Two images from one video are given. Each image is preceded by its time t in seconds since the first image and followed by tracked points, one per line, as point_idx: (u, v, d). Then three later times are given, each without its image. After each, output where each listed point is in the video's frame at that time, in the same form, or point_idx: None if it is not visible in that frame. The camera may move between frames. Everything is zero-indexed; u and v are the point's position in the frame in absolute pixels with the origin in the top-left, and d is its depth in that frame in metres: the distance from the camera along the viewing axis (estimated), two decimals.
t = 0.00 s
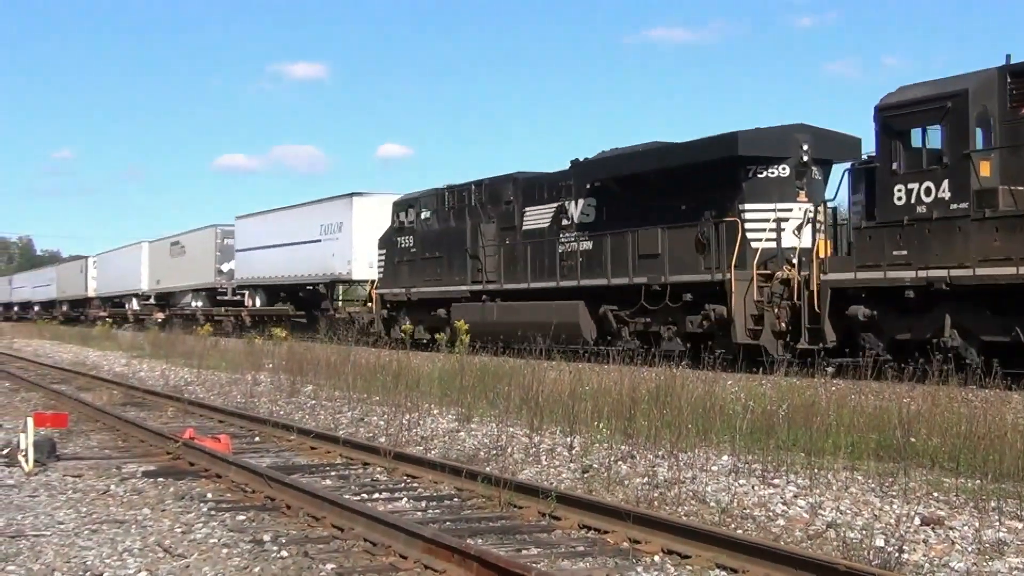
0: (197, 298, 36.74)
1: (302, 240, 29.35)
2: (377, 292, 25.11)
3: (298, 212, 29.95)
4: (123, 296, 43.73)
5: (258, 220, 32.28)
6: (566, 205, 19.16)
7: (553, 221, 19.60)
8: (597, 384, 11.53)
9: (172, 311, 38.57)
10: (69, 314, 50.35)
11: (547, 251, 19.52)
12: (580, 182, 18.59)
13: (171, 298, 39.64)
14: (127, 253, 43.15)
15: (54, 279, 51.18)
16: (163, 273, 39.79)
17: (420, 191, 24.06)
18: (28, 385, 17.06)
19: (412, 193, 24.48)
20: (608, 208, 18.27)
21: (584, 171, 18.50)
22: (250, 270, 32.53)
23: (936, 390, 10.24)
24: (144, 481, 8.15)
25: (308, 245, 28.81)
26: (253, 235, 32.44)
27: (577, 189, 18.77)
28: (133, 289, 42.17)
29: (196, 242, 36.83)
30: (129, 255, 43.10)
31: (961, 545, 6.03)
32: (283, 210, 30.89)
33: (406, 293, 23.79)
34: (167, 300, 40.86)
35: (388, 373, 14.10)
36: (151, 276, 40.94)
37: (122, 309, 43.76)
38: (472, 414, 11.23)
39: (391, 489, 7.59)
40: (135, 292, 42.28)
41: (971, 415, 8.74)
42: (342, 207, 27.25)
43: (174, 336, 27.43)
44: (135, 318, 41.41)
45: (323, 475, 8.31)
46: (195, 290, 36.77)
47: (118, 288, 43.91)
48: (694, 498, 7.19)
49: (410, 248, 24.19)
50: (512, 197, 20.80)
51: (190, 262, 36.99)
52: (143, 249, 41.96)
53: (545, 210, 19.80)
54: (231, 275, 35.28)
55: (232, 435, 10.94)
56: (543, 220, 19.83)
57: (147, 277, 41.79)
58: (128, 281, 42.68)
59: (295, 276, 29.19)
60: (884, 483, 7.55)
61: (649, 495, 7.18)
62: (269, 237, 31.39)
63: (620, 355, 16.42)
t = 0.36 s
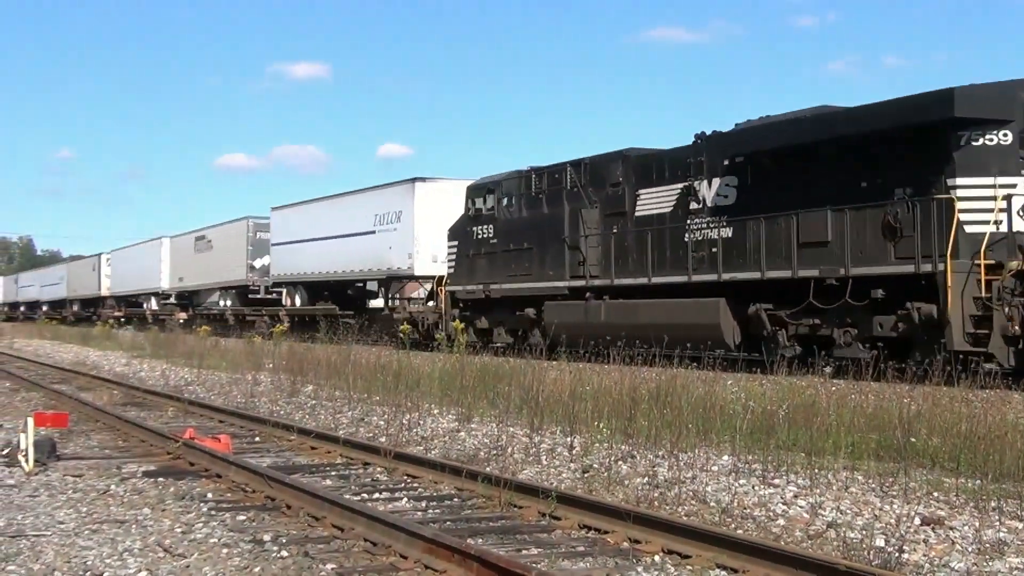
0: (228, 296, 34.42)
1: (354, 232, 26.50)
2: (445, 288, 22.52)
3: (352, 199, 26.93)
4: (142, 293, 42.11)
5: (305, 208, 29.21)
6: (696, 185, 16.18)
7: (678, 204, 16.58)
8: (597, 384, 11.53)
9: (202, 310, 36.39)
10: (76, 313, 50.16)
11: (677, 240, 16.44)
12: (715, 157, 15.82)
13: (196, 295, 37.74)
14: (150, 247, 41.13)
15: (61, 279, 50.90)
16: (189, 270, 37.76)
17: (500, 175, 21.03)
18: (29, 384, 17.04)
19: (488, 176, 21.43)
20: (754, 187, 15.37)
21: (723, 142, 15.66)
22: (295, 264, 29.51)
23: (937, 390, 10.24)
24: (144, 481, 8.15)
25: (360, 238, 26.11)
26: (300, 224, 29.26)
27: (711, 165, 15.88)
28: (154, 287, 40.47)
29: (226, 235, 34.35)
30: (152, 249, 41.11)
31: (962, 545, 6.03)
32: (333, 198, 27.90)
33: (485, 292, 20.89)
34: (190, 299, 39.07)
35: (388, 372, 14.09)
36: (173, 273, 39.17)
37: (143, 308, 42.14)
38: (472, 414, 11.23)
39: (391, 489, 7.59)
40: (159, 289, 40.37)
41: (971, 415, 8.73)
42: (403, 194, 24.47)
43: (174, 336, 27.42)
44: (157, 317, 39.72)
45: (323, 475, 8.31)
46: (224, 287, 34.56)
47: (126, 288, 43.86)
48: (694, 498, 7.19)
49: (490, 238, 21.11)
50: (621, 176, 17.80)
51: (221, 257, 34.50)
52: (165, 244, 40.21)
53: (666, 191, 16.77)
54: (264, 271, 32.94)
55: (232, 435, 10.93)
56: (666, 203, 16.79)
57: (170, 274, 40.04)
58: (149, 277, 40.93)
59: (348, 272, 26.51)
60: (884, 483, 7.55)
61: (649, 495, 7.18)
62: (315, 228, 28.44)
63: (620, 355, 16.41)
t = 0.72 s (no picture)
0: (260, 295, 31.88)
1: (420, 221, 23.58)
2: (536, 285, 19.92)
3: (416, 184, 23.94)
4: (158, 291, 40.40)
5: (357, 195, 26.33)
6: (881, 156, 13.49)
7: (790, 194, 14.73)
8: (597, 384, 11.53)
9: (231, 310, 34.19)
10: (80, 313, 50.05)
11: (855, 224, 13.70)
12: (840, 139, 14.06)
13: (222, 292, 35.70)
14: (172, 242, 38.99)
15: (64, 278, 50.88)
16: (215, 267, 35.70)
17: (607, 152, 18.14)
18: (29, 384, 17.03)
19: (591, 152, 18.51)
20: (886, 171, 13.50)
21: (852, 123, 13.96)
22: (346, 257, 26.59)
23: (937, 390, 10.23)
24: (144, 481, 8.15)
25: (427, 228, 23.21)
26: (355, 215, 26.32)
27: (906, 132, 13.27)
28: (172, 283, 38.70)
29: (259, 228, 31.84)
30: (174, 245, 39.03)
31: (962, 545, 6.03)
32: (390, 184, 24.96)
33: (588, 289, 18.15)
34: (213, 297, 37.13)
35: (388, 372, 14.09)
36: (195, 270, 37.27)
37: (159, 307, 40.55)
38: (472, 414, 11.24)
39: (391, 489, 7.59)
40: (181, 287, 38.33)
41: (971, 415, 8.74)
42: (479, 176, 21.46)
43: (174, 336, 27.40)
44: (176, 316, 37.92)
45: (324, 475, 8.31)
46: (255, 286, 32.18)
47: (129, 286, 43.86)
48: (694, 498, 7.19)
49: (597, 225, 18.25)
50: (773, 148, 15.04)
51: (253, 252, 31.94)
52: (188, 238, 38.30)
53: (843, 164, 14.02)
54: (302, 267, 30.46)
55: (232, 435, 10.93)
56: (839, 179, 14.08)
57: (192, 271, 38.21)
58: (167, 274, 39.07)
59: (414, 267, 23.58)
60: (884, 483, 7.55)
61: (649, 495, 7.18)
62: (371, 219, 25.52)
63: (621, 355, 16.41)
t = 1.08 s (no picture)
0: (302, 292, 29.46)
1: (505, 206, 20.66)
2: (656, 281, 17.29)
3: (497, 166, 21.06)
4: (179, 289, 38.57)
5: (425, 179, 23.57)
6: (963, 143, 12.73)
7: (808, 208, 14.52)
8: (598, 384, 11.52)
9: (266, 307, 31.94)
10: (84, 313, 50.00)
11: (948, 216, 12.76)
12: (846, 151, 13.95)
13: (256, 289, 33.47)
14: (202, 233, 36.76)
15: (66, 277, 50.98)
16: (247, 263, 33.49)
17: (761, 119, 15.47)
18: (30, 384, 17.02)
19: (738, 121, 15.90)
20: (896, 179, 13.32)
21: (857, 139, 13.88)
22: (411, 248, 23.85)
23: (938, 390, 10.22)
24: (146, 481, 8.15)
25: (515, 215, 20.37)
26: (422, 201, 23.56)
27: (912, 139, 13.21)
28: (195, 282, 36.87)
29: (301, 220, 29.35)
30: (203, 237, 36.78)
31: (963, 545, 6.03)
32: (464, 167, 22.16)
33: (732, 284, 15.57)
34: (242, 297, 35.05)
35: (390, 372, 14.09)
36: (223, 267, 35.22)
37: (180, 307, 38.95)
38: (473, 414, 11.24)
39: (392, 489, 7.59)
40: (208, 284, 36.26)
41: (973, 415, 8.73)
42: (583, 152, 18.65)
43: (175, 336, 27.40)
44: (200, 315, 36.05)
45: (325, 475, 8.30)
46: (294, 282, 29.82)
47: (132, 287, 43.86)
48: (695, 498, 7.19)
49: (746, 207, 15.63)
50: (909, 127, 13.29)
51: (294, 245, 29.42)
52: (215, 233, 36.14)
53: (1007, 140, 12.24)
54: (350, 263, 27.85)
55: (234, 435, 10.93)
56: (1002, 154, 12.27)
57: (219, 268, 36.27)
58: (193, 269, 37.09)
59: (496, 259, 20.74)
60: (885, 483, 7.55)
61: (650, 495, 7.17)
62: (444, 205, 22.71)
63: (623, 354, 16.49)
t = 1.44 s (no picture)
0: (353, 290, 27.41)
1: (619, 188, 17.84)
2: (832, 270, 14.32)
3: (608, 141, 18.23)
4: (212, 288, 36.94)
5: (514, 162, 20.83)
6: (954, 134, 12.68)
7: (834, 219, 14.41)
8: (599, 383, 11.52)
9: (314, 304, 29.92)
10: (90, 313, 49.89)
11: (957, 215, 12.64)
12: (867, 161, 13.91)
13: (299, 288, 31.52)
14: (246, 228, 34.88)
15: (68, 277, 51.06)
16: (289, 261, 31.60)
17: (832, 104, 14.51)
18: (32, 384, 17.04)
19: (949, 76, 12.91)
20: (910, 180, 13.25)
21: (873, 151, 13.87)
22: (499, 238, 21.18)
23: (940, 390, 10.22)
24: (147, 481, 8.15)
25: (633, 198, 17.52)
26: (514, 185, 20.77)
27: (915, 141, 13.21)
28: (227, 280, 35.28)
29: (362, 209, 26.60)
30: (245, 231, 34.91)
31: (965, 545, 6.03)
32: (569, 144, 19.17)
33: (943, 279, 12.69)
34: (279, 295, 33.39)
35: (392, 372, 14.09)
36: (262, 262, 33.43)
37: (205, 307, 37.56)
38: (475, 414, 11.26)
39: (394, 489, 7.59)
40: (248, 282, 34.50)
41: (975, 415, 8.73)
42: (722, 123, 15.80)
43: (177, 335, 27.40)
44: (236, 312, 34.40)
45: (326, 475, 8.31)
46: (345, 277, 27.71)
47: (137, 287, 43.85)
48: (697, 497, 7.19)
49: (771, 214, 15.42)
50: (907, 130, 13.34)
51: (348, 240, 27.37)
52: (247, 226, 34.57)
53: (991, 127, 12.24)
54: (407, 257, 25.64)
55: (236, 435, 10.93)
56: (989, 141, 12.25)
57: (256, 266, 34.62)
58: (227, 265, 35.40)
59: (611, 250, 17.92)
60: (887, 483, 7.55)
61: (652, 495, 7.17)
62: (540, 189, 19.90)
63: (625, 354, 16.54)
